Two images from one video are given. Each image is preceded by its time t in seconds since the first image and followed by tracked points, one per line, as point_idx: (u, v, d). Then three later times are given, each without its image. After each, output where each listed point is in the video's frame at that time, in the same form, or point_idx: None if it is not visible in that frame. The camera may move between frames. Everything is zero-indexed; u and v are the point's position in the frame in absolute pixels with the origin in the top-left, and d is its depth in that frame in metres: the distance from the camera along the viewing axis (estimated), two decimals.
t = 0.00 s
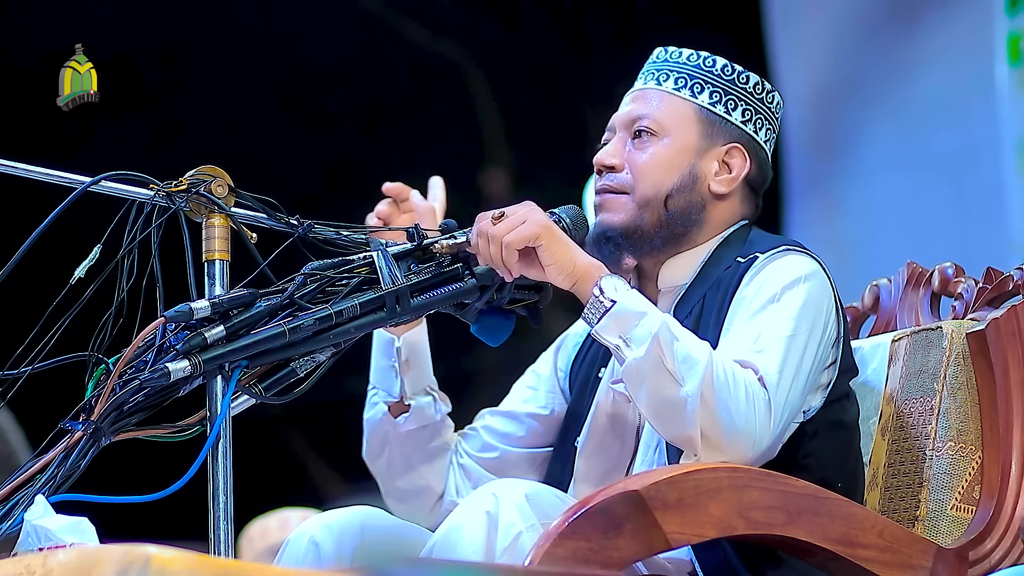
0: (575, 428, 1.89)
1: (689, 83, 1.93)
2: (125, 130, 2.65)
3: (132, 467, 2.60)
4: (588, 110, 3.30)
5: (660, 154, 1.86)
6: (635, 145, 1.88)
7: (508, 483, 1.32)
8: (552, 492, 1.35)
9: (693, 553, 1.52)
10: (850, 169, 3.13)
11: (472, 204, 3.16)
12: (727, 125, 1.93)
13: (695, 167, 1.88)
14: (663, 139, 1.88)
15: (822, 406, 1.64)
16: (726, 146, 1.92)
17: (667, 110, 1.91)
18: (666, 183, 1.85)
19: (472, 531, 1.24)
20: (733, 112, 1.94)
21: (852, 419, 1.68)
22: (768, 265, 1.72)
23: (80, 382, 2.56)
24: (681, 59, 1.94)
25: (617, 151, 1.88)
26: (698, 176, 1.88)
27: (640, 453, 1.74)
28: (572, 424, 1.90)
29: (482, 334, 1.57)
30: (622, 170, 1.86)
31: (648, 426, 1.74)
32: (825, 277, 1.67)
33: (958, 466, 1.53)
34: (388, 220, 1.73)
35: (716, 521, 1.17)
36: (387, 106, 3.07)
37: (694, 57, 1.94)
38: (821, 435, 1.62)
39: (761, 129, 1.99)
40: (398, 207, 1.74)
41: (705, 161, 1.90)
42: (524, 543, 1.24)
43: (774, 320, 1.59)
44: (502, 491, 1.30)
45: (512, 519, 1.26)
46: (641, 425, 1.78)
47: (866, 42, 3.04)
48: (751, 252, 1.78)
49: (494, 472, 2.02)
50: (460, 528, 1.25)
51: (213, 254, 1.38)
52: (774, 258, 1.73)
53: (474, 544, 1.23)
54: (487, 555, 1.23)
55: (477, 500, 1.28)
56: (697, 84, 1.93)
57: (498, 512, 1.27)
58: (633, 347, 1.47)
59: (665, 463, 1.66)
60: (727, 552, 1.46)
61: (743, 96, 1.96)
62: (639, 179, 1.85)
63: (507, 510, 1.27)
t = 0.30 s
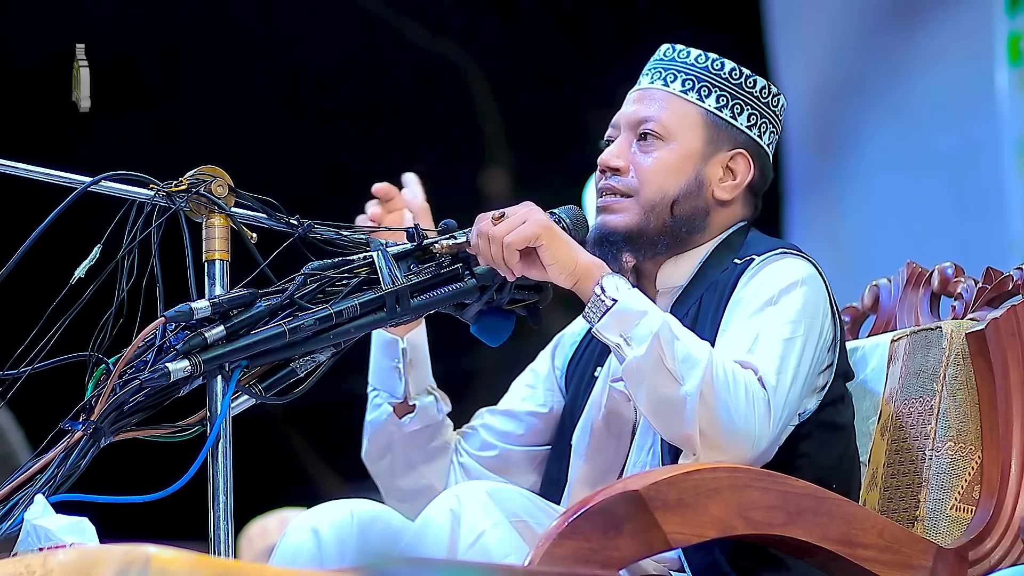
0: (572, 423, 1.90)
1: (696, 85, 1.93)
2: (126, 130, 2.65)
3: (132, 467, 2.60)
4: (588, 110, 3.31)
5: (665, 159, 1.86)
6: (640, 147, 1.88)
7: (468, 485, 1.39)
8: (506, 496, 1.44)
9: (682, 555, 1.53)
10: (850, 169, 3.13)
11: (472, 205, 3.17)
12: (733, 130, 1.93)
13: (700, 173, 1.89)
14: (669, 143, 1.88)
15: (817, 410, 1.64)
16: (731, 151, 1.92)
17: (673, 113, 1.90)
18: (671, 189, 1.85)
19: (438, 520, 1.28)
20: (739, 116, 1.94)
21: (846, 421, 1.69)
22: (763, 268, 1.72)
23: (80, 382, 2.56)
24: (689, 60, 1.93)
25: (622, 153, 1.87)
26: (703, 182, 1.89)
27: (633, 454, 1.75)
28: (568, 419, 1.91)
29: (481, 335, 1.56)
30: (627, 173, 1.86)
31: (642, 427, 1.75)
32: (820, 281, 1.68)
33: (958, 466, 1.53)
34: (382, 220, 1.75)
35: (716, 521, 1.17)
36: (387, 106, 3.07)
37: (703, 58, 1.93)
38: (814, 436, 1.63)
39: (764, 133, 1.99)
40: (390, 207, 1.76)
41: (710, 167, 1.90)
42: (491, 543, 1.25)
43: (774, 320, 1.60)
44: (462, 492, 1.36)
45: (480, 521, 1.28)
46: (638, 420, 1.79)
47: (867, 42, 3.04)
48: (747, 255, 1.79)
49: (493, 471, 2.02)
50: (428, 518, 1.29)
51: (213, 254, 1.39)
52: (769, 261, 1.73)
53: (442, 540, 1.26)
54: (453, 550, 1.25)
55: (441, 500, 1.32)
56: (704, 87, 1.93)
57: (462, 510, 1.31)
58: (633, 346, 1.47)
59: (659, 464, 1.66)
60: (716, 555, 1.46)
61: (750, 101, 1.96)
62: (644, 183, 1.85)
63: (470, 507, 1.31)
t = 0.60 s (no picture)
0: (573, 420, 1.90)
1: (696, 85, 1.92)
2: (126, 130, 2.65)
3: (131, 467, 2.60)
4: (587, 110, 3.31)
5: (664, 157, 1.86)
6: (639, 146, 1.88)
7: (465, 488, 1.39)
8: (502, 498, 1.43)
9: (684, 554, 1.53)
10: (851, 169, 3.13)
11: (472, 205, 3.17)
12: (731, 130, 1.93)
13: (698, 172, 1.88)
14: (667, 142, 1.88)
15: (818, 409, 1.65)
16: (729, 151, 1.92)
17: (672, 113, 1.90)
18: (669, 188, 1.85)
19: (434, 519, 1.30)
20: (737, 116, 1.94)
21: (846, 421, 1.68)
22: (761, 270, 1.72)
23: (80, 382, 2.56)
24: (688, 60, 1.93)
25: (620, 151, 1.87)
26: (701, 181, 1.88)
27: (633, 453, 1.75)
28: (568, 417, 1.91)
29: (481, 335, 1.56)
30: (625, 171, 1.86)
31: (643, 426, 1.74)
32: (819, 282, 1.68)
33: (958, 466, 1.53)
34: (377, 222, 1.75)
35: (716, 521, 1.17)
36: (387, 106, 3.07)
37: (702, 59, 1.93)
38: (815, 437, 1.63)
39: (764, 134, 1.99)
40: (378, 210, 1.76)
41: (708, 167, 1.90)
42: (484, 548, 1.25)
43: (776, 320, 1.60)
44: (458, 494, 1.36)
45: (474, 526, 1.29)
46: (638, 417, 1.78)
47: (867, 42, 3.04)
48: (746, 255, 1.79)
49: (493, 471, 2.02)
50: (425, 518, 1.30)
51: (213, 254, 1.39)
52: (767, 263, 1.73)
53: (437, 541, 1.27)
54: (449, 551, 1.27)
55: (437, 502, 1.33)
56: (703, 87, 1.92)
57: (457, 513, 1.31)
58: (637, 343, 1.47)
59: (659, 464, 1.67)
60: (717, 555, 1.46)
61: (749, 101, 1.96)
62: (643, 181, 1.85)
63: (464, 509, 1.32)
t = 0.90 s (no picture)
0: (575, 419, 1.90)
1: (696, 85, 1.92)
2: (126, 129, 2.66)
3: (132, 467, 2.60)
4: (587, 111, 3.30)
5: (663, 158, 1.86)
6: (639, 146, 1.88)
7: (457, 489, 1.38)
8: (498, 500, 1.42)
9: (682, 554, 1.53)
10: (851, 169, 3.13)
11: (472, 205, 3.17)
12: (731, 131, 1.93)
13: (697, 174, 1.89)
14: (667, 143, 1.88)
15: (818, 410, 1.64)
16: (729, 152, 1.92)
17: (672, 114, 1.90)
18: (668, 190, 1.86)
19: (429, 520, 1.31)
20: (738, 117, 1.94)
21: (846, 421, 1.68)
22: (761, 271, 1.72)
23: (80, 382, 2.56)
24: (690, 60, 1.93)
25: (619, 151, 1.88)
26: (700, 183, 1.89)
27: (635, 452, 1.75)
28: (572, 417, 1.91)
29: (481, 335, 1.56)
30: (625, 171, 1.86)
31: (643, 427, 1.74)
32: (819, 282, 1.68)
33: (958, 466, 1.53)
34: (384, 221, 1.75)
35: (716, 521, 1.17)
36: (387, 106, 3.07)
37: (704, 58, 1.92)
38: (815, 437, 1.63)
39: (765, 134, 1.99)
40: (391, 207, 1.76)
41: (708, 168, 1.90)
42: (475, 548, 1.26)
43: (778, 320, 1.60)
44: (452, 497, 1.35)
45: (469, 527, 1.29)
46: (640, 415, 1.77)
47: (867, 42, 3.04)
48: (747, 255, 1.79)
49: (495, 472, 2.02)
50: (420, 518, 1.32)
51: (213, 254, 1.39)
52: (768, 263, 1.73)
53: (432, 541, 1.28)
54: (444, 550, 1.28)
55: (429, 505, 1.33)
56: (703, 87, 1.92)
57: (451, 514, 1.32)
58: (640, 340, 1.48)
59: (660, 465, 1.67)
60: (716, 554, 1.46)
61: (749, 102, 1.96)
62: (643, 183, 1.85)
63: (460, 511, 1.32)
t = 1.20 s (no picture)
0: (576, 422, 1.90)
1: (686, 85, 1.92)
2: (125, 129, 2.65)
3: (131, 467, 2.60)
4: (587, 111, 3.31)
5: (657, 160, 1.86)
6: (632, 150, 1.88)
7: (466, 492, 1.40)
8: (504, 501, 1.44)
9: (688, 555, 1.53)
10: (850, 169, 3.13)
11: (473, 206, 3.17)
12: (724, 128, 1.93)
13: (692, 173, 1.89)
14: (660, 144, 1.88)
15: (818, 409, 1.64)
16: (723, 150, 1.92)
17: (663, 114, 1.90)
18: (664, 191, 1.86)
19: (438, 523, 1.31)
20: (730, 114, 1.93)
21: (847, 421, 1.68)
22: (762, 270, 1.72)
23: (80, 382, 2.56)
24: (679, 59, 1.92)
25: (613, 156, 1.88)
26: (695, 182, 1.89)
27: (636, 454, 1.75)
28: (572, 419, 1.91)
29: (481, 335, 1.55)
30: (619, 175, 1.86)
31: (643, 429, 1.75)
32: (820, 282, 1.68)
33: (958, 466, 1.52)
34: (380, 221, 1.74)
35: (716, 521, 1.17)
36: (387, 106, 3.07)
37: (692, 58, 1.92)
38: (815, 437, 1.63)
39: (758, 129, 1.99)
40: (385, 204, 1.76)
41: (702, 167, 1.90)
42: (487, 549, 1.26)
43: (776, 320, 1.60)
44: (461, 499, 1.36)
45: (477, 530, 1.29)
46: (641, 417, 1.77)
47: (867, 43, 3.04)
48: (746, 255, 1.79)
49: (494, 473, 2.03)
50: (428, 521, 1.32)
51: (213, 254, 1.39)
52: (768, 262, 1.73)
53: (441, 544, 1.28)
54: (454, 552, 1.28)
55: (438, 507, 1.34)
56: (694, 86, 1.92)
57: (461, 518, 1.32)
58: (638, 343, 1.48)
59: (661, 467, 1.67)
60: (719, 555, 1.46)
61: (741, 98, 1.95)
62: (638, 185, 1.85)
63: (469, 512, 1.32)
